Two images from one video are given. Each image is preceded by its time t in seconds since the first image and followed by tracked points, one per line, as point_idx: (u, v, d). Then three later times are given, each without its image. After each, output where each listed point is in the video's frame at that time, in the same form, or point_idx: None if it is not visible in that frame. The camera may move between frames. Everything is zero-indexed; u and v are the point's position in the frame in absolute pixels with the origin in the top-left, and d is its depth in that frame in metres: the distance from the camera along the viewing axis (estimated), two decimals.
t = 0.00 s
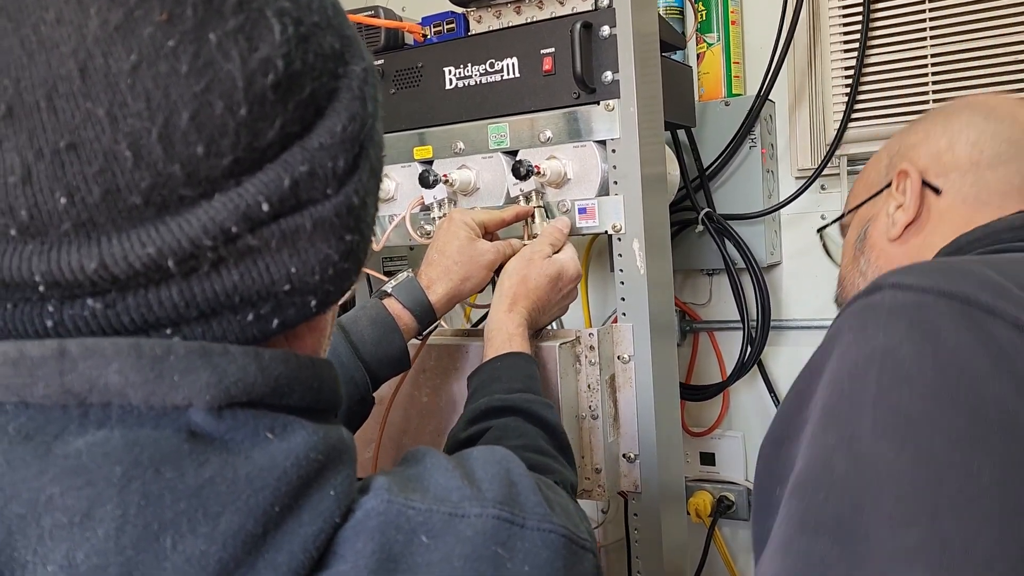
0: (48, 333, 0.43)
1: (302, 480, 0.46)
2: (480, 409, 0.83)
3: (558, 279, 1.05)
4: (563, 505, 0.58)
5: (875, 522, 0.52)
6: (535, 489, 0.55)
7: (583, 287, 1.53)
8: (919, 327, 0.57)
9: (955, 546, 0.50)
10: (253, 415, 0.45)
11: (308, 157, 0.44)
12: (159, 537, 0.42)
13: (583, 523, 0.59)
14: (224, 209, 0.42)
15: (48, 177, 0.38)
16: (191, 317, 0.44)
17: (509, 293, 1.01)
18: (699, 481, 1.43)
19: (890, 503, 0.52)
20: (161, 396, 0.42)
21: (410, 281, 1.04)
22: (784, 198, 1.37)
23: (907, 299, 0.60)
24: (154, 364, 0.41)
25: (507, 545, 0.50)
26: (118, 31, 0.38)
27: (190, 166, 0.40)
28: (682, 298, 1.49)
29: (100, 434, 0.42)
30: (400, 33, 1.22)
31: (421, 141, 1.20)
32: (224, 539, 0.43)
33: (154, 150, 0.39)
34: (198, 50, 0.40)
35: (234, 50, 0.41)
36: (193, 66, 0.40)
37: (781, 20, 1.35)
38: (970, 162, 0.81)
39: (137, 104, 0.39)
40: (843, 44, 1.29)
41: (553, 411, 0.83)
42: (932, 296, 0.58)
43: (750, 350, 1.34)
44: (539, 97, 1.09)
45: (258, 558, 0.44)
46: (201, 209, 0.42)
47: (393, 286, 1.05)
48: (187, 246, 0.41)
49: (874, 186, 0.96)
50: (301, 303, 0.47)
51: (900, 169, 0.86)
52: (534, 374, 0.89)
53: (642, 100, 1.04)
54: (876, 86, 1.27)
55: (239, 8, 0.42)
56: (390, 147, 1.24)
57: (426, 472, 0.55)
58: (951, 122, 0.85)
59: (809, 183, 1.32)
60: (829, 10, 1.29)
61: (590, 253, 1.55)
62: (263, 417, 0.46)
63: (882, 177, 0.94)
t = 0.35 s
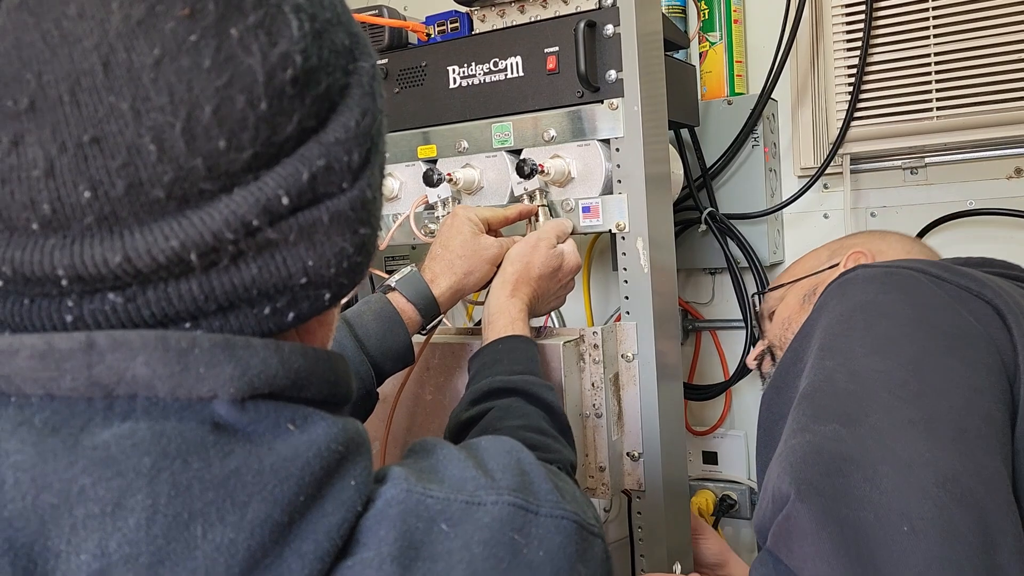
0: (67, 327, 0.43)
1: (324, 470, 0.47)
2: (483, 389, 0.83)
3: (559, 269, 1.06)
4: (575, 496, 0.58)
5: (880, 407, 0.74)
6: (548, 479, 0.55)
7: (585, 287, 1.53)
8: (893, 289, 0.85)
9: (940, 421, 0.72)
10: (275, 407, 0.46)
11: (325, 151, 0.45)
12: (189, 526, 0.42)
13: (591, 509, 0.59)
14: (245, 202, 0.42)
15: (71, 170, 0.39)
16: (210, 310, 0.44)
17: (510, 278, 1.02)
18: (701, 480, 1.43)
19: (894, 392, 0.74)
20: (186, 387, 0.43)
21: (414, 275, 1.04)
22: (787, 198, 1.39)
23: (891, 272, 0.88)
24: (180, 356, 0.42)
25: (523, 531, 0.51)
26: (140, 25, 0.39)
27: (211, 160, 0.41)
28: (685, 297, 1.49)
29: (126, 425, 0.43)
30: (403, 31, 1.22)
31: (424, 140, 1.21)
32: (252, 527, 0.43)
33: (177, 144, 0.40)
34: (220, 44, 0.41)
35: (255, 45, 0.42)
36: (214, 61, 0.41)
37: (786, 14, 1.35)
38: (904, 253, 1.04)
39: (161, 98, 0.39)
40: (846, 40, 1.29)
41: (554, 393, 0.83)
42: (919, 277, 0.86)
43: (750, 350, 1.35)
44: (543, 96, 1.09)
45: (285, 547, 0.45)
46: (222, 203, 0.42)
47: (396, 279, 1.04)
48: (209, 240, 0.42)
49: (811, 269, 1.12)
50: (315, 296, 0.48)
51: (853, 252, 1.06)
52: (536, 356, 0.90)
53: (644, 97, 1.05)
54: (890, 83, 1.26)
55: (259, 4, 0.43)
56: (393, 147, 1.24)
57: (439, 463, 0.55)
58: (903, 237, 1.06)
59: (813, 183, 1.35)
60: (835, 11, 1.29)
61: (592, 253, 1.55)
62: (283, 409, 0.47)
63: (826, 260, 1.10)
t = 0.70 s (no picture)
0: (93, 325, 0.43)
1: (335, 469, 0.47)
2: (477, 410, 0.83)
3: (553, 280, 1.06)
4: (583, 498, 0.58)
5: (859, 391, 0.76)
6: (556, 481, 0.55)
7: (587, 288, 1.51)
8: (868, 294, 0.85)
9: (913, 404, 0.74)
10: (285, 408, 0.46)
11: (348, 152, 0.45)
12: (201, 525, 0.42)
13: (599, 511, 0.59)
14: (273, 201, 0.42)
15: (105, 170, 0.39)
16: (233, 308, 0.44)
17: (503, 296, 1.01)
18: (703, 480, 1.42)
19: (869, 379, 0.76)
20: (197, 387, 0.42)
21: (414, 278, 1.04)
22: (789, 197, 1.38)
23: (863, 280, 0.89)
24: (190, 358, 0.42)
25: (532, 532, 0.51)
26: (175, 27, 0.39)
27: (241, 159, 0.41)
28: (686, 296, 1.49)
29: (138, 426, 0.42)
30: (404, 30, 1.21)
31: (424, 139, 1.21)
32: (264, 528, 0.43)
33: (209, 143, 0.40)
34: (252, 47, 0.41)
35: (285, 48, 0.42)
36: (247, 63, 0.41)
37: (788, 21, 1.36)
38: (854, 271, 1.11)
39: (194, 98, 0.39)
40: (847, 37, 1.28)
41: (549, 412, 0.82)
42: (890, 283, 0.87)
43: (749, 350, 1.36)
44: (544, 95, 1.09)
45: (296, 547, 0.45)
46: (250, 202, 0.42)
47: (397, 283, 1.05)
48: (237, 239, 0.42)
49: (777, 276, 1.16)
50: (334, 295, 0.48)
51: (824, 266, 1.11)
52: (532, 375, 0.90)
53: (647, 97, 1.05)
54: (885, 87, 1.26)
55: (288, 8, 0.43)
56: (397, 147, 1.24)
57: (447, 463, 0.55)
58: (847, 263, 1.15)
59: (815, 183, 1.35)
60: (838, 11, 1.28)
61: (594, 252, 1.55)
62: (293, 409, 0.46)
63: (790, 272, 1.15)
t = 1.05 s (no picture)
0: (80, 326, 0.44)
1: (327, 479, 0.47)
2: (489, 403, 0.83)
3: (566, 275, 1.06)
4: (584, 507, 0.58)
5: (846, 383, 0.76)
6: (558, 490, 0.56)
7: (589, 286, 1.51)
8: (855, 296, 0.85)
9: (897, 397, 0.74)
10: (281, 414, 0.47)
11: (342, 153, 0.45)
12: (189, 534, 0.42)
13: (600, 520, 0.60)
14: (259, 204, 0.43)
15: (87, 169, 0.40)
16: (221, 311, 0.45)
17: (518, 288, 1.02)
18: (704, 479, 1.43)
19: (854, 374, 0.76)
20: (189, 394, 0.43)
21: (418, 276, 1.04)
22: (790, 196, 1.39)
23: (849, 283, 0.88)
24: (183, 362, 0.42)
25: (532, 543, 0.51)
26: (161, 23, 0.40)
27: (228, 159, 0.42)
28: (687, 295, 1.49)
29: (130, 430, 0.43)
30: (406, 29, 1.22)
31: (426, 138, 1.21)
32: (253, 537, 0.43)
33: (194, 143, 0.40)
34: (240, 43, 0.41)
35: (274, 45, 0.42)
36: (234, 60, 0.41)
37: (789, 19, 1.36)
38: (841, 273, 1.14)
39: (179, 96, 0.40)
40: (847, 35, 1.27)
41: (562, 406, 0.83)
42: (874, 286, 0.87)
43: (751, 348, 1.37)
44: (547, 94, 1.09)
45: (287, 556, 0.45)
46: (236, 203, 0.43)
47: (400, 281, 1.05)
48: (221, 241, 0.42)
49: (773, 266, 1.18)
50: (329, 300, 0.48)
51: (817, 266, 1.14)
52: (543, 368, 0.90)
53: (649, 96, 1.05)
54: (880, 90, 1.26)
55: (279, 5, 0.43)
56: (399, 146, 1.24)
57: (447, 469, 0.56)
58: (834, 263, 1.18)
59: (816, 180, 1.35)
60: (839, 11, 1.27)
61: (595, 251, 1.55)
62: (289, 416, 0.47)
63: (785, 264, 1.17)
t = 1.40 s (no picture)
0: (62, 331, 0.44)
1: (325, 479, 0.47)
2: (480, 399, 0.83)
3: (560, 274, 1.07)
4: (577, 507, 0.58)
5: (840, 398, 0.76)
6: (550, 489, 0.56)
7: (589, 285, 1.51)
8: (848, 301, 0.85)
9: (892, 410, 0.74)
10: (275, 415, 0.46)
11: (325, 156, 0.45)
12: (185, 535, 0.42)
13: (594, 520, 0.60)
14: (241, 208, 0.43)
15: (65, 174, 0.39)
16: (205, 316, 0.45)
17: (510, 286, 1.02)
18: (704, 477, 1.44)
19: (847, 387, 0.76)
20: (185, 394, 0.43)
21: (415, 274, 1.04)
22: (791, 194, 1.40)
23: (843, 287, 0.87)
24: (178, 363, 0.42)
25: (525, 543, 0.51)
26: (138, 27, 0.39)
27: (208, 164, 0.41)
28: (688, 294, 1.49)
29: (124, 431, 0.43)
30: (406, 28, 1.21)
31: (425, 137, 1.20)
32: (250, 538, 0.43)
33: (172, 148, 0.40)
34: (219, 46, 0.41)
35: (254, 47, 0.42)
36: (212, 63, 0.41)
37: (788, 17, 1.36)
38: (797, 267, 1.10)
39: (157, 101, 0.40)
40: (853, 39, 1.28)
41: (553, 403, 0.83)
42: (866, 289, 0.85)
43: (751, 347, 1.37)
44: (547, 92, 1.09)
45: (283, 558, 0.45)
46: (218, 208, 0.43)
47: (399, 279, 1.04)
48: (203, 247, 0.42)
49: (717, 299, 1.16)
50: (315, 304, 0.48)
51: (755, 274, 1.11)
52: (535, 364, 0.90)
53: (648, 94, 1.04)
54: (880, 84, 1.26)
55: (260, 6, 0.42)
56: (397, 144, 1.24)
57: (440, 470, 0.55)
58: (830, 243, 1.15)
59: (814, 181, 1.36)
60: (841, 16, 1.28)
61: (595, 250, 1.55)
62: (283, 416, 0.47)
63: (726, 289, 1.15)
